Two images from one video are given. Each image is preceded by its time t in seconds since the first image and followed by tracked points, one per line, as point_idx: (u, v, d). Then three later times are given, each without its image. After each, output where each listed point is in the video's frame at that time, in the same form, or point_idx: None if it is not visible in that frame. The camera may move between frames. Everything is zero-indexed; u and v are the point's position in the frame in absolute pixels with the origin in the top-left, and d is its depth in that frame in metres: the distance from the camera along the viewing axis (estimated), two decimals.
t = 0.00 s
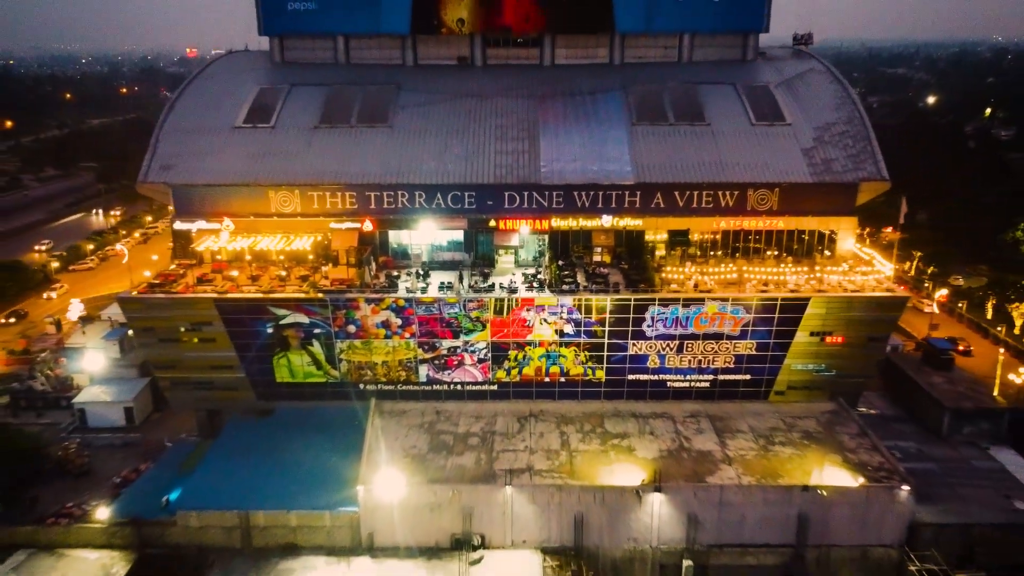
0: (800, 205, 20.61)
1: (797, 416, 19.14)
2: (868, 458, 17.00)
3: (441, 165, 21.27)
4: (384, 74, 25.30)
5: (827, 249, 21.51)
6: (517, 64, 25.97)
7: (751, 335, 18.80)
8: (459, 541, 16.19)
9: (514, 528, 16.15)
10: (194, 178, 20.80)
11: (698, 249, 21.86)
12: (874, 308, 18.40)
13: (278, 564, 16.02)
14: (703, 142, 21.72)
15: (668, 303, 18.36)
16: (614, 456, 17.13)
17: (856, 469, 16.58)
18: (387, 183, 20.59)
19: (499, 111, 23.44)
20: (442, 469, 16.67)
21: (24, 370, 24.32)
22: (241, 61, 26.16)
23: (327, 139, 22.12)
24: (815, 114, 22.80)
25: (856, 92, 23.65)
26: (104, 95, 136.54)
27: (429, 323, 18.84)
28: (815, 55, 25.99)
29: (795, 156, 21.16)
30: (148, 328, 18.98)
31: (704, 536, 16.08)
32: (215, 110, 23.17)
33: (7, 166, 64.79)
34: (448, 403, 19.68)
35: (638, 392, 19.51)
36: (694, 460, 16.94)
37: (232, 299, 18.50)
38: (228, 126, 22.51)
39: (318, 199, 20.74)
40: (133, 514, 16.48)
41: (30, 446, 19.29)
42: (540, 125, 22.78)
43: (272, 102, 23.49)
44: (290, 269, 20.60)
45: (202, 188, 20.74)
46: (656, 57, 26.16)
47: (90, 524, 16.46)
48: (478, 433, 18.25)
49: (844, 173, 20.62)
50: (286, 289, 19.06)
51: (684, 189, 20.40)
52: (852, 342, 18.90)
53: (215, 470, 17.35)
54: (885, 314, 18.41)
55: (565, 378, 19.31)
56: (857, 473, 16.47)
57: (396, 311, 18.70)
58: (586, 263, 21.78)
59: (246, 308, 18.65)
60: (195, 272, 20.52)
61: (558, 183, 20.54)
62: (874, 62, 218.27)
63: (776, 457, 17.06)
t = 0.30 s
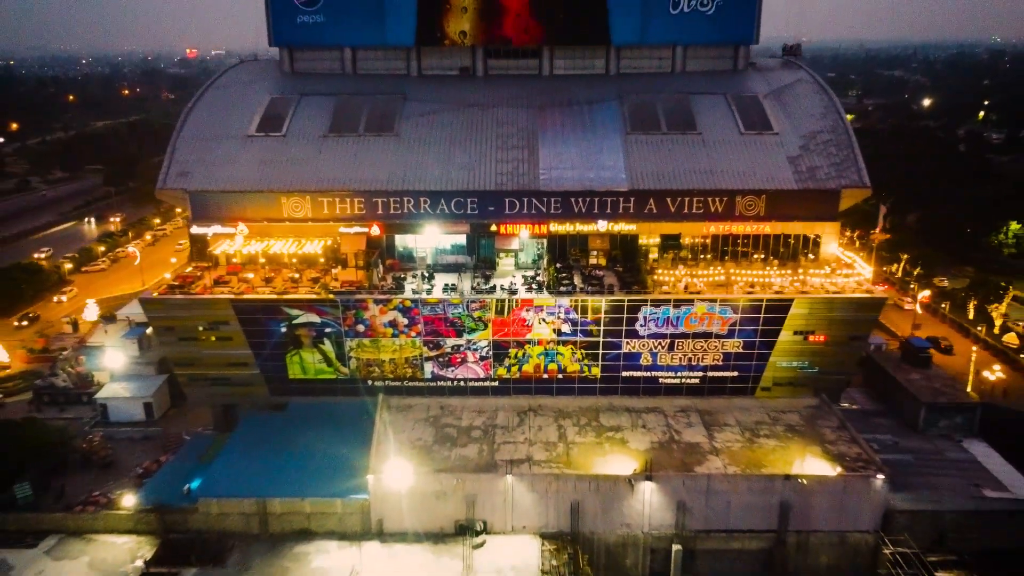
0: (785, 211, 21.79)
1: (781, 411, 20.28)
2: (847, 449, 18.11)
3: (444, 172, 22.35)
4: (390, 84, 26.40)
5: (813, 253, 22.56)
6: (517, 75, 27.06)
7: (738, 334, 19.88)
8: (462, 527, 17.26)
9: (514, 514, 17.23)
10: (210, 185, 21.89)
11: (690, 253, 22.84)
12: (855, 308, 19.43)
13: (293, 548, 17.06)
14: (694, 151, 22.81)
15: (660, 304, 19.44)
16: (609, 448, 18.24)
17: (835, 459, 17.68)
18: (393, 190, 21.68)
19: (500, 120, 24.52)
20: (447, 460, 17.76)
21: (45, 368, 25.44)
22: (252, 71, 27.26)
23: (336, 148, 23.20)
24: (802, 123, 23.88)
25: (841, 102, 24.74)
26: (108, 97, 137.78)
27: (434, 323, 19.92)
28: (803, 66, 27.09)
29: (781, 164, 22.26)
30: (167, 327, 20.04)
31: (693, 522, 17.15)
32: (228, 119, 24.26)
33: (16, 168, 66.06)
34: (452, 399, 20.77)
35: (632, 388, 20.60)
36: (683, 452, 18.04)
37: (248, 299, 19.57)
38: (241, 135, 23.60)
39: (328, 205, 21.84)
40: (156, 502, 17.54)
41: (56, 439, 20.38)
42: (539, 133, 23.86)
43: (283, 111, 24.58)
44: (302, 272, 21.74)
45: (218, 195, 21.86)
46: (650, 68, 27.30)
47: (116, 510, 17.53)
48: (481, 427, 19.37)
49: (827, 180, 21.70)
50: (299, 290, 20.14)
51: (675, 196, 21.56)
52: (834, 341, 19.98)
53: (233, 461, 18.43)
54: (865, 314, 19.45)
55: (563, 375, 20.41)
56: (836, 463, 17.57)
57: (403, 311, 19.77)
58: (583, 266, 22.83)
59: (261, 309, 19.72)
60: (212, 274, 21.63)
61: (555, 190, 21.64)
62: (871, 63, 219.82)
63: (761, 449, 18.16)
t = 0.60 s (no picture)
0: (772, 217, 22.88)
1: (767, 406, 21.43)
2: (827, 443, 19.23)
3: (448, 180, 23.46)
4: (395, 94, 27.53)
5: (798, 257, 23.72)
6: (517, 85, 28.20)
7: (726, 334, 20.99)
8: (466, 515, 18.35)
9: (514, 503, 18.34)
10: (225, 193, 22.99)
11: (681, 256, 24.12)
12: (837, 310, 20.50)
13: (307, 535, 18.14)
14: (686, 159, 23.92)
15: (652, 306, 20.53)
16: (603, 441, 19.37)
17: (816, 452, 18.81)
18: (399, 197, 22.78)
19: (500, 129, 25.64)
20: (451, 453, 18.87)
21: (64, 366, 26.56)
22: (263, 81, 28.37)
23: (344, 156, 24.29)
24: (789, 133, 24.98)
25: (827, 112, 25.83)
26: (110, 99, 139.10)
27: (438, 323, 21.01)
28: (792, 76, 28.20)
29: (768, 173, 23.35)
30: (185, 328, 21.10)
31: (682, 510, 18.26)
32: (241, 129, 25.36)
33: (24, 171, 67.31)
34: (455, 396, 21.87)
35: (626, 385, 21.73)
36: (673, 445, 19.16)
37: (263, 302, 20.66)
38: (253, 144, 24.69)
39: (337, 211, 22.93)
40: (177, 492, 18.63)
41: (79, 434, 21.49)
42: (538, 142, 24.97)
43: (293, 121, 25.70)
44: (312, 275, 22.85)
45: (232, 202, 22.98)
46: (644, 78, 28.46)
47: (140, 500, 18.63)
48: (483, 422, 20.48)
49: (812, 188, 22.80)
50: (310, 293, 21.26)
51: (667, 203, 22.62)
52: (818, 341, 21.09)
53: (248, 455, 19.52)
54: (847, 315, 20.50)
55: (560, 373, 21.53)
56: (817, 455, 18.70)
57: (409, 313, 20.88)
58: (579, 269, 24.02)
59: (275, 310, 20.81)
60: (226, 277, 22.74)
61: (553, 197, 22.74)
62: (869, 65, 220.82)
63: (747, 442, 19.29)
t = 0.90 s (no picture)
0: (759, 223, 24.04)
1: (754, 403, 22.58)
2: (810, 437, 20.35)
3: (450, 187, 24.57)
4: (399, 103, 28.67)
5: (784, 261, 24.89)
6: (516, 95, 29.37)
7: (715, 334, 22.11)
8: (468, 504, 19.48)
9: (514, 494, 19.45)
10: (237, 199, 24.11)
11: (673, 260, 25.23)
12: (820, 311, 21.62)
13: (318, 523, 19.25)
14: (678, 167, 25.04)
15: (645, 308, 21.61)
16: (598, 436, 20.50)
17: (799, 445, 19.95)
18: (404, 204, 23.90)
19: (500, 138, 26.76)
20: (454, 446, 19.98)
21: (82, 365, 27.75)
22: (272, 91, 29.50)
23: (351, 164, 25.39)
24: (777, 142, 26.08)
25: (814, 122, 26.93)
26: (113, 102, 140.29)
27: (442, 324, 22.13)
28: (781, 87, 29.32)
29: (756, 180, 24.44)
30: (201, 328, 22.18)
31: (672, 500, 19.36)
32: (252, 137, 26.47)
33: (31, 175, 68.49)
34: (457, 393, 23.00)
35: (620, 383, 22.87)
36: (664, 439, 20.30)
37: (275, 303, 21.77)
38: (264, 152, 25.80)
39: (345, 217, 24.09)
40: (195, 483, 19.72)
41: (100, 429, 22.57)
42: (537, 151, 26.09)
43: (302, 130, 26.82)
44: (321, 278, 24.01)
45: (245, 208, 24.12)
46: (639, 89, 29.62)
47: (160, 490, 19.71)
48: (484, 417, 21.61)
49: (798, 195, 23.89)
50: (320, 295, 22.38)
51: (660, 209, 23.82)
52: (802, 341, 22.20)
53: (262, 449, 20.62)
54: (829, 316, 21.62)
55: (558, 371, 22.66)
56: (799, 448, 19.84)
57: (414, 314, 21.97)
58: (576, 272, 25.18)
59: (287, 311, 21.90)
60: (240, 280, 23.86)
61: (550, 204, 23.86)
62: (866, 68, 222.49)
63: (734, 437, 20.43)
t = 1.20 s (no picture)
0: (748, 228, 25.17)
1: (742, 401, 23.72)
2: (794, 432, 21.48)
3: (453, 194, 25.68)
4: (403, 113, 29.79)
5: (772, 265, 26.05)
6: (515, 105, 30.52)
7: (705, 334, 23.24)
8: (470, 496, 20.58)
9: (514, 485, 20.56)
10: (249, 205, 25.20)
11: (665, 264, 26.39)
12: (805, 313, 22.75)
13: (328, 513, 20.34)
14: (670, 175, 26.15)
15: (638, 309, 22.74)
16: (593, 431, 21.63)
17: (783, 440, 21.08)
18: (408, 210, 25.02)
19: (500, 146, 27.88)
20: (457, 441, 21.09)
21: (98, 365, 28.89)
22: (280, 100, 30.62)
23: (357, 171, 26.49)
24: (765, 150, 27.20)
25: (801, 131, 28.06)
26: (114, 104, 141.51)
27: (444, 325, 23.24)
28: (771, 97, 30.46)
29: (745, 187, 25.56)
30: (215, 329, 23.25)
31: (663, 492, 20.48)
32: (261, 145, 27.56)
33: (37, 178, 69.60)
34: (460, 390, 24.14)
35: (614, 380, 24.01)
36: (656, 434, 21.43)
37: (286, 305, 22.86)
38: (273, 160, 26.90)
39: (352, 222, 25.20)
40: (212, 475, 20.82)
41: (118, 425, 23.65)
42: (535, 159, 27.20)
43: (310, 139, 27.93)
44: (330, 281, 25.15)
45: (256, 214, 25.21)
46: (634, 98, 30.79)
47: (178, 482, 20.79)
48: (485, 413, 22.74)
49: (784, 202, 25.02)
50: (328, 297, 23.48)
51: (653, 216, 24.93)
52: (787, 341, 23.33)
53: (274, 443, 21.73)
54: (814, 317, 22.75)
55: (555, 369, 23.79)
56: (784, 443, 20.96)
57: (418, 315, 23.08)
58: (573, 275, 26.31)
59: (297, 313, 22.98)
60: (251, 283, 24.97)
61: (548, 210, 24.98)
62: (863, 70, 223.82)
63: (722, 432, 21.57)
